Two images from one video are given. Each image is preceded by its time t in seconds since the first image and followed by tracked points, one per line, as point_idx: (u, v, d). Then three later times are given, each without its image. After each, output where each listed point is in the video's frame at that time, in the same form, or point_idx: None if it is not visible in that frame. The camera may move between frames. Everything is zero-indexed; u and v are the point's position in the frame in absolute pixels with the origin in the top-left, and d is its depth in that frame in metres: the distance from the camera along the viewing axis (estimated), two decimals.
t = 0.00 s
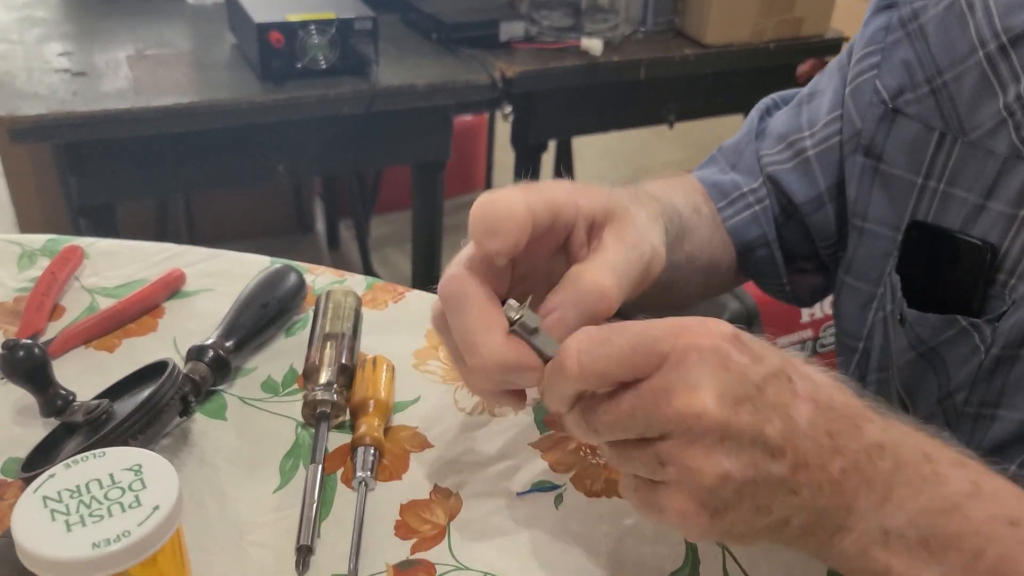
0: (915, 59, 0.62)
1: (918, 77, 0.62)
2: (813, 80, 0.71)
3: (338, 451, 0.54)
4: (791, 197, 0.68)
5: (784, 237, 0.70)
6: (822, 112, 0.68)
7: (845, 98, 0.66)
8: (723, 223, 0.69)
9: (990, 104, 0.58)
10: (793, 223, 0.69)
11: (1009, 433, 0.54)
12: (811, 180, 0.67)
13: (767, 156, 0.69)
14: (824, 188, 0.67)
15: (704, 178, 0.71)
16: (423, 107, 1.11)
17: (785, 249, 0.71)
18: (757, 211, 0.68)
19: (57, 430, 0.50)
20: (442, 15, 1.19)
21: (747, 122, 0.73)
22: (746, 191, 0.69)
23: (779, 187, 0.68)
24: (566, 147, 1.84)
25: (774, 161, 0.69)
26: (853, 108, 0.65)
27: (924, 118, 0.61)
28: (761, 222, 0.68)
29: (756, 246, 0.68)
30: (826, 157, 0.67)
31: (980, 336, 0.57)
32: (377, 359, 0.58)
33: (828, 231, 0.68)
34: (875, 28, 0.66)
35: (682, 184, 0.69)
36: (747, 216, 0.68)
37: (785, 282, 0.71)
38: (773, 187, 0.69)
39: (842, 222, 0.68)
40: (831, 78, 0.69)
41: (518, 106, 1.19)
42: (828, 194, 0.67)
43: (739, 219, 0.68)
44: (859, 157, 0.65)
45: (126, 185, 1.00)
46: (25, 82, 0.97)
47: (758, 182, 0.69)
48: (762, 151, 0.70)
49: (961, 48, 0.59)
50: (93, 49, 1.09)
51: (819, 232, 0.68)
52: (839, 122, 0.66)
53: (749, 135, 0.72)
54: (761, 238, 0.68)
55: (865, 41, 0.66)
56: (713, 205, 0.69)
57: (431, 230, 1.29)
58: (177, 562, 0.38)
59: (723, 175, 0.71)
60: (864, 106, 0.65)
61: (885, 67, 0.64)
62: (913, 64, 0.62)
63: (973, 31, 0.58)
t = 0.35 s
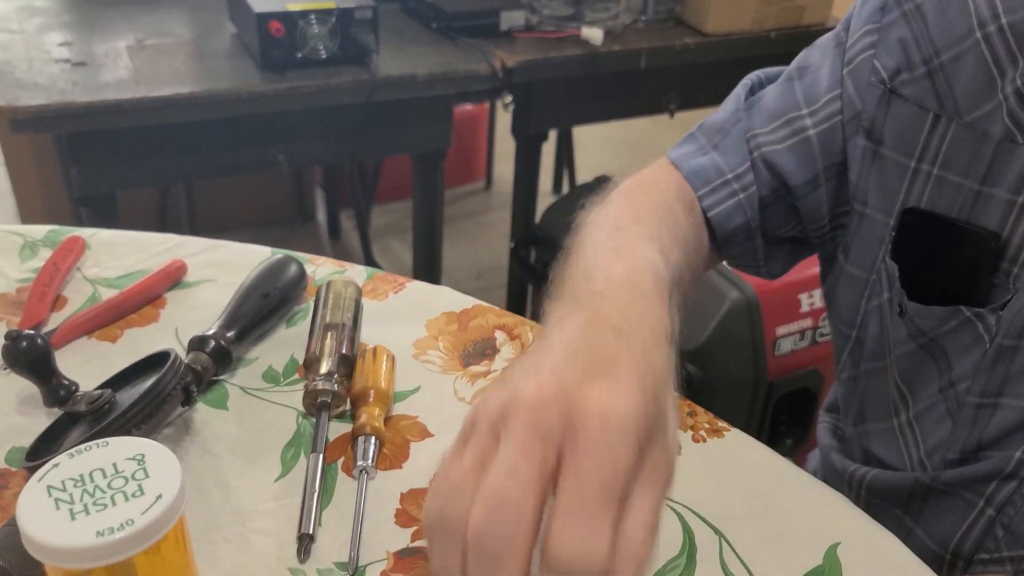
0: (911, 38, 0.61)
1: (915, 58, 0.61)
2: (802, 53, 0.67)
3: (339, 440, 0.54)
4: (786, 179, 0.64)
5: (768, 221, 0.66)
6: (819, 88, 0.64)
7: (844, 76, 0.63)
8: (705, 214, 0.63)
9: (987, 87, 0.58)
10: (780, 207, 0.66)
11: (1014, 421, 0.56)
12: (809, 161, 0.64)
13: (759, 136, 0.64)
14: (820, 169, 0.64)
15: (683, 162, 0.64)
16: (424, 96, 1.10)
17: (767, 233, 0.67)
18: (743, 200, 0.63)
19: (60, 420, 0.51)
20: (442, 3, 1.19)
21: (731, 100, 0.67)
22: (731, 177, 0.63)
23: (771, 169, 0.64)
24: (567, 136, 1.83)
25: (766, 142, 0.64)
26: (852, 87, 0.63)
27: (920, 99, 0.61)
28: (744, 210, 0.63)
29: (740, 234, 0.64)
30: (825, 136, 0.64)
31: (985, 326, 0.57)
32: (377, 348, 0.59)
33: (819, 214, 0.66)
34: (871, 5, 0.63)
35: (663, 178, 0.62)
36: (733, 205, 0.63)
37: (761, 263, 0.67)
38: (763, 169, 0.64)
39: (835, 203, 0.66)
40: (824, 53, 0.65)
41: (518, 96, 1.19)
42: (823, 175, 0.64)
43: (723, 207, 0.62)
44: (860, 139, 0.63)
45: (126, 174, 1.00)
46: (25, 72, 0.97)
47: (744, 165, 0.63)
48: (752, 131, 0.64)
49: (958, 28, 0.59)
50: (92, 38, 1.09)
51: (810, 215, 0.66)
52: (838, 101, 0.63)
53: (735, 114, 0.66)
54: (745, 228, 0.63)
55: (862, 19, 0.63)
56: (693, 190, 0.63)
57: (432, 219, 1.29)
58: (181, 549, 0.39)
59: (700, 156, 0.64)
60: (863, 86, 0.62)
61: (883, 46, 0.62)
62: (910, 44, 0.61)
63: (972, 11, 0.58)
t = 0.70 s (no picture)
0: (925, 19, 0.60)
1: (927, 43, 0.59)
2: (815, 12, 0.64)
3: (339, 437, 0.55)
4: (790, 152, 0.62)
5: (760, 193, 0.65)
6: (836, 58, 0.62)
7: (858, 52, 0.62)
8: (695, 181, 0.62)
9: (1001, 81, 0.57)
10: (779, 178, 0.64)
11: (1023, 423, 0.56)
12: (815, 134, 0.62)
13: (768, 104, 0.62)
14: (826, 143, 0.63)
15: (678, 124, 0.62)
16: (424, 96, 1.11)
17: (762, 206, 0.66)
18: (735, 170, 0.62)
19: (62, 418, 0.51)
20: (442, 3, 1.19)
21: (738, 60, 0.64)
22: (725, 146, 0.62)
23: (776, 139, 0.62)
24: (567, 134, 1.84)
25: (773, 111, 0.62)
26: (865, 64, 0.61)
27: (929, 87, 0.60)
28: (736, 182, 0.62)
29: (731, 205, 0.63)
30: (837, 111, 0.62)
31: (999, 328, 0.57)
32: (377, 346, 0.59)
33: (817, 194, 0.65)
34: None
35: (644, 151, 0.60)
36: (724, 175, 0.62)
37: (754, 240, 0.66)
38: (766, 138, 0.62)
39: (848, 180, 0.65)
40: (836, 20, 0.63)
41: (517, 95, 1.19)
42: (828, 151, 0.63)
43: (714, 177, 0.62)
44: (869, 121, 0.62)
45: (127, 173, 1.01)
46: (26, 71, 0.97)
47: (742, 136, 0.62)
48: (759, 98, 0.62)
49: (976, 14, 0.57)
50: (93, 37, 1.10)
51: (809, 194, 0.64)
52: (852, 76, 0.62)
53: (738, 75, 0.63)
54: (736, 201, 0.63)
55: None
56: (685, 157, 0.62)
57: (431, 217, 1.29)
58: (182, 545, 0.39)
59: (698, 119, 0.62)
60: (875, 66, 0.61)
61: (898, 25, 0.60)
62: (925, 27, 0.60)
63: None
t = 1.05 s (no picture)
0: (914, 41, 0.62)
1: (917, 61, 0.61)
2: (802, 48, 0.69)
3: (339, 436, 0.55)
4: (777, 175, 0.67)
5: (757, 215, 0.69)
6: (818, 87, 0.66)
7: (844, 79, 0.65)
8: (690, 207, 0.68)
9: (997, 89, 0.58)
10: (774, 201, 0.69)
11: (1019, 418, 0.57)
12: (802, 158, 0.66)
13: (753, 133, 0.68)
14: (814, 166, 0.66)
15: (673, 156, 0.70)
16: (423, 93, 1.11)
17: (762, 227, 0.70)
18: (725, 195, 0.67)
19: (60, 416, 0.51)
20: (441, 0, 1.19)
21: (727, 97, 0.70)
22: (714, 171, 0.68)
23: (762, 164, 0.67)
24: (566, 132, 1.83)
25: (761, 138, 0.67)
26: (852, 89, 0.64)
27: (924, 102, 0.61)
28: (728, 205, 0.67)
29: (726, 227, 0.68)
30: (823, 135, 0.66)
31: (991, 321, 0.58)
32: (377, 345, 0.59)
33: (814, 213, 0.67)
34: (871, 10, 0.65)
35: (635, 182, 0.68)
36: (715, 199, 0.68)
37: (755, 261, 0.70)
38: (756, 165, 0.67)
39: (845, 196, 0.67)
40: (822, 51, 0.67)
41: (517, 93, 1.19)
42: (818, 173, 0.66)
43: (705, 201, 0.68)
44: (863, 142, 0.64)
45: (126, 171, 1.01)
46: (25, 69, 0.97)
47: (730, 163, 0.67)
48: (746, 128, 0.68)
49: (964, 29, 0.59)
50: (92, 36, 1.09)
51: (805, 213, 0.68)
52: (838, 100, 0.65)
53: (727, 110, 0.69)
54: (730, 222, 0.68)
55: (863, 22, 0.65)
56: (679, 184, 0.69)
57: (431, 215, 1.29)
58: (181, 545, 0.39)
59: (690, 152, 0.69)
60: (866, 91, 0.64)
61: (885, 49, 0.63)
62: (912, 47, 0.62)
63: (977, 13, 0.59)
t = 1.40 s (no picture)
0: (895, 53, 0.62)
1: (899, 73, 0.62)
2: (782, 66, 0.70)
3: (338, 436, 0.55)
4: (762, 189, 0.67)
5: (744, 230, 0.70)
6: (801, 101, 0.67)
7: (827, 91, 0.65)
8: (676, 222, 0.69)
9: (980, 96, 0.58)
10: (760, 215, 0.69)
11: (1013, 422, 0.57)
12: (786, 172, 0.66)
13: (737, 148, 0.68)
14: (799, 180, 0.66)
15: (659, 172, 0.70)
16: (423, 93, 1.11)
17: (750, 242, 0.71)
18: (712, 209, 0.68)
19: (60, 417, 0.51)
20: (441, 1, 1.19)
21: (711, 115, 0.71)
22: (701, 187, 0.68)
23: (747, 180, 0.67)
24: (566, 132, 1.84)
25: (745, 153, 0.67)
26: (834, 102, 0.65)
27: (908, 113, 0.61)
28: (715, 220, 0.68)
29: (713, 242, 0.68)
30: (806, 148, 0.66)
31: (982, 326, 0.58)
32: (376, 346, 0.59)
33: (800, 225, 0.68)
34: (852, 23, 0.65)
35: (620, 198, 0.68)
36: (702, 214, 0.68)
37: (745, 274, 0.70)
38: (741, 180, 0.68)
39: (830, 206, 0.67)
40: (804, 66, 0.68)
41: (517, 93, 1.19)
42: (804, 187, 0.67)
43: (693, 216, 0.68)
44: (847, 154, 0.64)
45: (126, 171, 1.01)
46: (24, 69, 0.97)
47: (716, 178, 0.68)
48: (730, 144, 0.68)
49: (944, 40, 0.60)
50: (91, 36, 1.09)
51: (791, 225, 0.68)
52: (821, 113, 0.66)
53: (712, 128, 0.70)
54: (718, 236, 0.68)
55: (843, 37, 0.65)
56: (665, 199, 0.69)
57: (431, 215, 1.29)
58: (180, 546, 0.39)
59: (677, 167, 0.70)
60: (849, 103, 0.64)
61: (866, 61, 0.64)
62: (894, 60, 0.62)
63: (956, 24, 0.59)
